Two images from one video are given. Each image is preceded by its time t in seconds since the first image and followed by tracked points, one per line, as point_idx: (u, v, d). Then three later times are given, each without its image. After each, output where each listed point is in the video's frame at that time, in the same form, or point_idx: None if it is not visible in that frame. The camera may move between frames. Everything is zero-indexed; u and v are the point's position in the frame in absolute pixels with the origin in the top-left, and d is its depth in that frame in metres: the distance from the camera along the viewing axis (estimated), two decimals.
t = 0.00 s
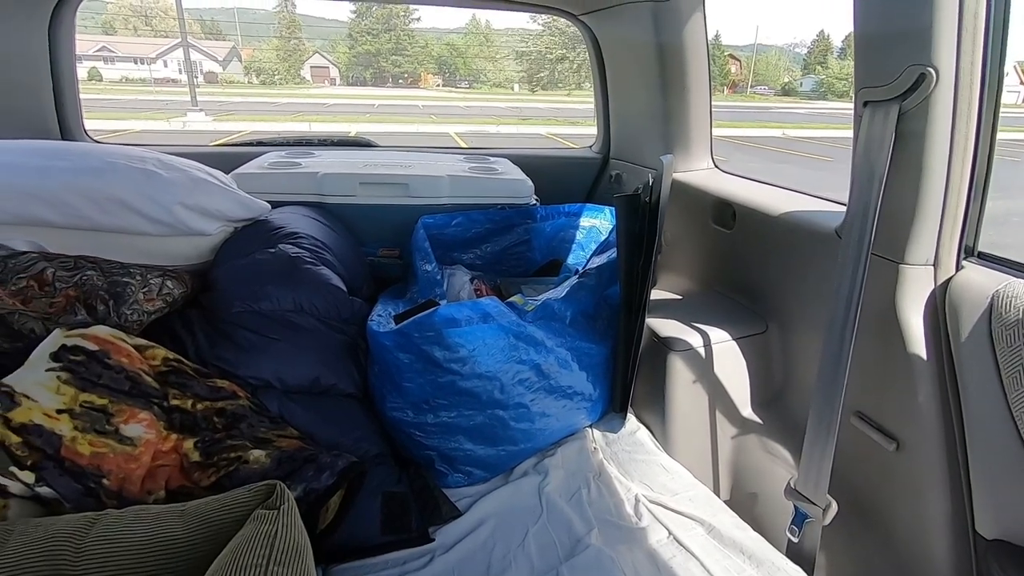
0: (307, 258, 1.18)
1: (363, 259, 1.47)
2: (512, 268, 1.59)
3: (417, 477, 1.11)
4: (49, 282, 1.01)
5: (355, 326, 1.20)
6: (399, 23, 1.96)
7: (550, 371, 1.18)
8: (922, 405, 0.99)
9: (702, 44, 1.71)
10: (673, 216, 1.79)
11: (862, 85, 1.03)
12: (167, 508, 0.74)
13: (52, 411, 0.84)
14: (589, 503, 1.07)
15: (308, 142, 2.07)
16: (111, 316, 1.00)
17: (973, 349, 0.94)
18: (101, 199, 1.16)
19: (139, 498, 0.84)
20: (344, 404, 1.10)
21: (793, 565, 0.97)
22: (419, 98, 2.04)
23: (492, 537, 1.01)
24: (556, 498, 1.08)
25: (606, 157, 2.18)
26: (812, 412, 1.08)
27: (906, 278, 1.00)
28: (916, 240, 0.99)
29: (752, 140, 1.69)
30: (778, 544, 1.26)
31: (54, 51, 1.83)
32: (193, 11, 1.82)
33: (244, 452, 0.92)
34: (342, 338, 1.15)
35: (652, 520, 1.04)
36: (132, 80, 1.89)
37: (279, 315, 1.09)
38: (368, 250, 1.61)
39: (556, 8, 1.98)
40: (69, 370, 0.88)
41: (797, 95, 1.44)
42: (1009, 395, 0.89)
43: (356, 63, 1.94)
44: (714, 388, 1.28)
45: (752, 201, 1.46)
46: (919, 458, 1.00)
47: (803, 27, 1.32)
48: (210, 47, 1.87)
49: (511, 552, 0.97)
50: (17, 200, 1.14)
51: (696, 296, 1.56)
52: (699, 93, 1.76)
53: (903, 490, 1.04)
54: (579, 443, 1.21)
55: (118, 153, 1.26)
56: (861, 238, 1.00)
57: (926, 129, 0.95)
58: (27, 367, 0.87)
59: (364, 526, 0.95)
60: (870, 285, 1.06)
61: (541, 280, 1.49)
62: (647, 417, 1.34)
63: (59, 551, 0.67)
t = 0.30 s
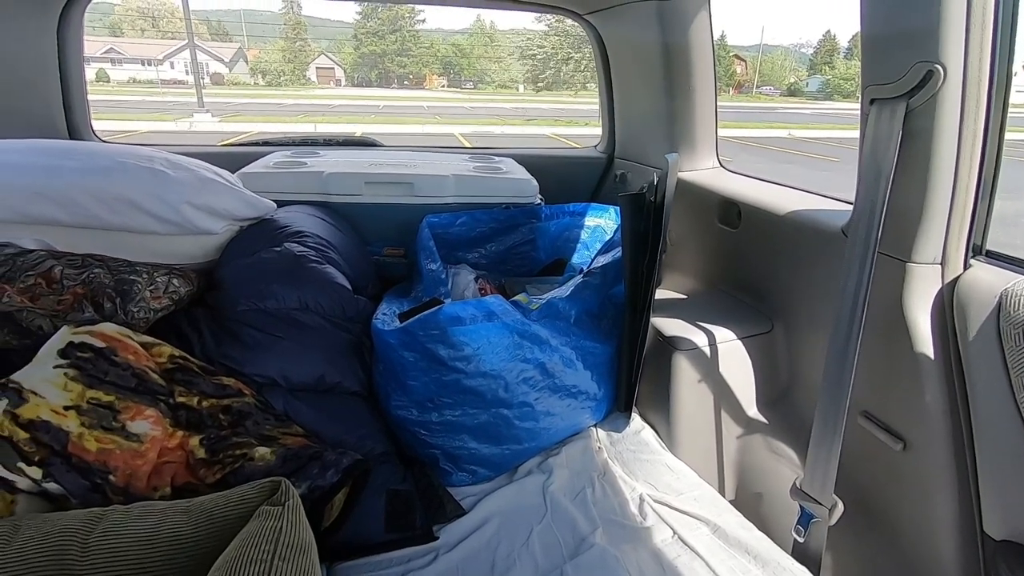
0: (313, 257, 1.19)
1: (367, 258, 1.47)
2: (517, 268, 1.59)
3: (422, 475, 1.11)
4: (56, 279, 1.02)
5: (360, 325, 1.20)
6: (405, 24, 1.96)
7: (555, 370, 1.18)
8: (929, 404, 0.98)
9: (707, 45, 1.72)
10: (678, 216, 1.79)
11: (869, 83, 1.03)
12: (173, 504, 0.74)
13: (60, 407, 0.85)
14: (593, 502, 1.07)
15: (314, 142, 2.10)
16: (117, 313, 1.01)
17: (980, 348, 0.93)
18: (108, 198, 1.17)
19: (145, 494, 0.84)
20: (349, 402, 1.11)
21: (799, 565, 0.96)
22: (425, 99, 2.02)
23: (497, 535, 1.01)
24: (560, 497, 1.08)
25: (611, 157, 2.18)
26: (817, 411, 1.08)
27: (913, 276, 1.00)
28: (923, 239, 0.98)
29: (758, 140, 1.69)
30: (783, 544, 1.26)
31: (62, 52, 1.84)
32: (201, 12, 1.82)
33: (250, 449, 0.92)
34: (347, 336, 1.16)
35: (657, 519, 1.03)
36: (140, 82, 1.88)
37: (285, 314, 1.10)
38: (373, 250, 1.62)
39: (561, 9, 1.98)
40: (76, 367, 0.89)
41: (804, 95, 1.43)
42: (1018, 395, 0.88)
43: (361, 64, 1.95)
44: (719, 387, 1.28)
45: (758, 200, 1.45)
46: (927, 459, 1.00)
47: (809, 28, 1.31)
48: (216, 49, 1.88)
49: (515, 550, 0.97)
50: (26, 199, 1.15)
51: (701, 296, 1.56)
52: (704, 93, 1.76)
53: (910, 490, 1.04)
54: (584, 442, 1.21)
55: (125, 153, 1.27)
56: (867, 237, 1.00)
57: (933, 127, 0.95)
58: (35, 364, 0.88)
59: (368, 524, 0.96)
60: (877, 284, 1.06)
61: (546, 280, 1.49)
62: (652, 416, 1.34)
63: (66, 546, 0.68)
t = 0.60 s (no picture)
0: (311, 256, 1.19)
1: (366, 256, 1.48)
2: (515, 266, 1.59)
3: (419, 473, 1.12)
4: (55, 278, 1.03)
5: (358, 323, 1.20)
6: (407, 23, 1.98)
7: (552, 368, 1.18)
8: (925, 401, 0.98)
9: (706, 44, 1.72)
10: (676, 214, 1.79)
11: (865, 80, 1.03)
12: (170, 502, 0.75)
13: (58, 405, 0.85)
14: (590, 500, 1.07)
15: (314, 142, 2.11)
16: (116, 312, 1.01)
17: (976, 346, 0.93)
18: (107, 197, 1.17)
19: (143, 492, 0.85)
20: (347, 400, 1.11)
21: (795, 563, 0.97)
22: (425, 98, 2.04)
23: (494, 532, 1.01)
24: (558, 495, 1.08)
25: (610, 155, 2.18)
26: (814, 409, 1.08)
27: (909, 274, 1.00)
28: (919, 236, 0.98)
29: (758, 139, 1.69)
30: (780, 541, 1.26)
31: (62, 51, 1.85)
32: (202, 11, 1.84)
33: (247, 447, 0.93)
34: (345, 335, 1.16)
35: (654, 517, 1.04)
36: (142, 81, 1.89)
37: (282, 312, 1.10)
38: (372, 248, 1.63)
39: (562, 7, 1.98)
40: (74, 365, 0.89)
41: (806, 93, 1.43)
42: (1013, 392, 0.89)
43: (362, 63, 1.95)
44: (717, 386, 1.28)
45: (756, 198, 1.45)
46: (923, 456, 1.00)
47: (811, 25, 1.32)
48: (217, 48, 1.89)
49: (512, 548, 0.98)
50: (27, 198, 1.15)
51: (700, 294, 1.56)
52: (703, 91, 1.76)
53: (906, 488, 1.04)
54: (581, 440, 1.22)
55: (125, 152, 1.27)
56: (863, 234, 1.00)
57: (929, 124, 0.94)
58: (34, 362, 0.88)
59: (365, 522, 0.96)
60: (873, 282, 1.06)
61: (544, 278, 1.49)
62: (649, 414, 1.34)
63: (62, 544, 0.68)
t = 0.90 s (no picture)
0: (310, 252, 1.19)
1: (365, 253, 1.48)
2: (514, 262, 1.59)
3: (420, 469, 1.12)
4: (55, 275, 1.03)
5: (358, 320, 1.21)
6: (406, 21, 1.94)
7: (552, 363, 1.18)
8: (925, 394, 0.98)
9: (705, 40, 1.71)
10: (676, 210, 1.79)
11: (864, 73, 1.02)
12: (170, 497, 0.75)
13: (58, 401, 0.86)
14: (591, 494, 1.07)
15: (313, 138, 2.08)
16: (115, 308, 1.02)
17: (975, 339, 0.93)
18: (107, 194, 1.17)
19: (144, 487, 0.85)
20: (347, 396, 1.11)
21: (796, 556, 0.97)
22: (424, 95, 2.04)
23: (494, 527, 1.01)
24: (558, 489, 1.08)
25: (610, 151, 2.18)
26: (814, 403, 1.08)
27: (908, 267, 1.00)
28: (918, 229, 0.98)
29: (758, 134, 1.68)
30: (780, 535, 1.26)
31: (61, 50, 1.84)
32: (201, 10, 1.84)
33: (248, 442, 0.93)
34: (345, 331, 1.16)
35: (654, 512, 1.04)
36: (142, 80, 1.90)
37: (282, 309, 1.10)
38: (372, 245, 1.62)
39: (562, 3, 1.97)
40: (74, 361, 0.90)
41: (807, 89, 1.42)
42: (1013, 384, 0.89)
43: (361, 61, 1.96)
44: (717, 381, 1.28)
45: (757, 193, 1.45)
46: (923, 450, 1.00)
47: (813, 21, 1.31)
48: (216, 46, 1.89)
49: (512, 542, 0.98)
50: (26, 195, 1.15)
51: (700, 289, 1.56)
52: (703, 86, 1.76)
53: (906, 481, 1.04)
54: (582, 435, 1.22)
55: (124, 149, 1.28)
56: (862, 228, 1.00)
57: (928, 117, 0.94)
58: (34, 359, 0.89)
59: (366, 517, 0.96)
60: (873, 275, 1.06)
61: (544, 274, 1.48)
62: (649, 409, 1.34)
63: (63, 538, 0.69)
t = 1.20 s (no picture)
0: (311, 250, 1.19)
1: (366, 251, 1.48)
2: (515, 260, 1.58)
3: (421, 466, 1.12)
4: (57, 274, 1.03)
5: (359, 317, 1.21)
6: (404, 18, 1.91)
7: (553, 360, 1.19)
8: (924, 391, 0.99)
9: (705, 38, 1.72)
10: (677, 207, 1.80)
11: (864, 70, 1.02)
12: (174, 495, 0.76)
13: (61, 399, 0.86)
14: (592, 491, 1.08)
15: (313, 136, 2.07)
16: (117, 307, 1.02)
17: (975, 335, 0.94)
18: (108, 193, 1.17)
19: (147, 485, 0.86)
20: (348, 394, 1.12)
21: (795, 552, 0.97)
22: (424, 92, 2.04)
23: (496, 524, 1.02)
24: (559, 486, 1.09)
25: (609, 148, 2.18)
26: (814, 400, 1.08)
27: (908, 264, 1.00)
28: (917, 226, 0.99)
29: (757, 131, 1.68)
30: (780, 531, 1.27)
31: (59, 49, 1.84)
32: (199, 8, 1.84)
33: (250, 440, 0.93)
34: (346, 329, 1.17)
35: (655, 508, 1.04)
36: (139, 78, 1.91)
37: (284, 307, 1.11)
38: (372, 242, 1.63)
39: None
40: (77, 360, 0.90)
41: (806, 85, 1.43)
42: (1012, 380, 0.89)
43: (361, 58, 1.96)
44: (717, 377, 1.28)
45: (756, 190, 1.45)
46: (923, 446, 1.00)
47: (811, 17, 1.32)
48: (214, 43, 1.89)
49: (514, 539, 0.98)
50: (27, 194, 1.16)
51: (699, 286, 1.56)
52: (702, 83, 1.76)
53: (905, 477, 1.05)
54: (583, 432, 1.22)
55: (124, 148, 1.28)
56: (861, 225, 1.00)
57: (928, 114, 0.95)
58: (37, 357, 0.90)
59: (368, 514, 0.97)
60: (873, 272, 1.06)
61: (544, 271, 1.49)
62: (650, 406, 1.35)
63: (68, 536, 0.69)
